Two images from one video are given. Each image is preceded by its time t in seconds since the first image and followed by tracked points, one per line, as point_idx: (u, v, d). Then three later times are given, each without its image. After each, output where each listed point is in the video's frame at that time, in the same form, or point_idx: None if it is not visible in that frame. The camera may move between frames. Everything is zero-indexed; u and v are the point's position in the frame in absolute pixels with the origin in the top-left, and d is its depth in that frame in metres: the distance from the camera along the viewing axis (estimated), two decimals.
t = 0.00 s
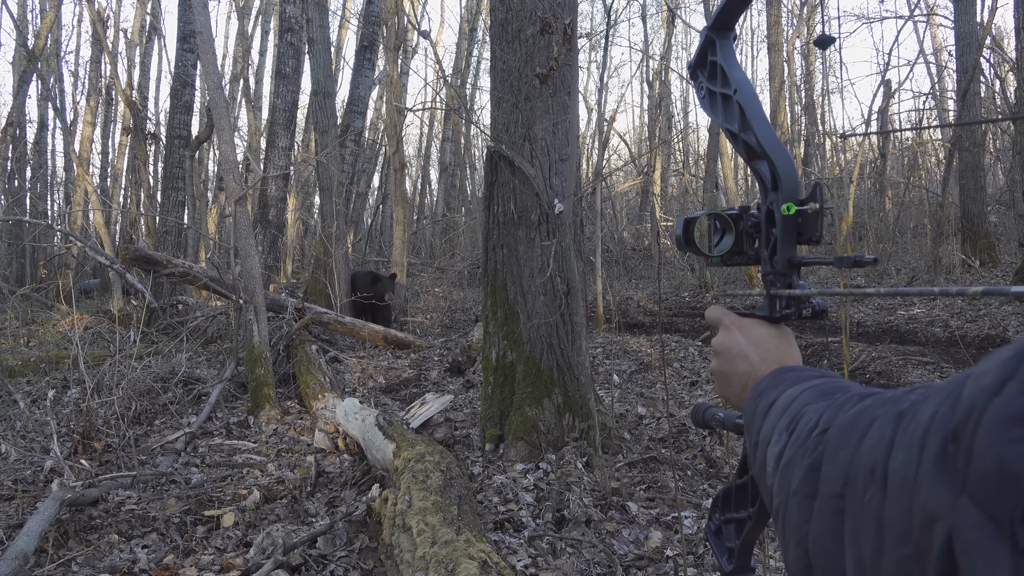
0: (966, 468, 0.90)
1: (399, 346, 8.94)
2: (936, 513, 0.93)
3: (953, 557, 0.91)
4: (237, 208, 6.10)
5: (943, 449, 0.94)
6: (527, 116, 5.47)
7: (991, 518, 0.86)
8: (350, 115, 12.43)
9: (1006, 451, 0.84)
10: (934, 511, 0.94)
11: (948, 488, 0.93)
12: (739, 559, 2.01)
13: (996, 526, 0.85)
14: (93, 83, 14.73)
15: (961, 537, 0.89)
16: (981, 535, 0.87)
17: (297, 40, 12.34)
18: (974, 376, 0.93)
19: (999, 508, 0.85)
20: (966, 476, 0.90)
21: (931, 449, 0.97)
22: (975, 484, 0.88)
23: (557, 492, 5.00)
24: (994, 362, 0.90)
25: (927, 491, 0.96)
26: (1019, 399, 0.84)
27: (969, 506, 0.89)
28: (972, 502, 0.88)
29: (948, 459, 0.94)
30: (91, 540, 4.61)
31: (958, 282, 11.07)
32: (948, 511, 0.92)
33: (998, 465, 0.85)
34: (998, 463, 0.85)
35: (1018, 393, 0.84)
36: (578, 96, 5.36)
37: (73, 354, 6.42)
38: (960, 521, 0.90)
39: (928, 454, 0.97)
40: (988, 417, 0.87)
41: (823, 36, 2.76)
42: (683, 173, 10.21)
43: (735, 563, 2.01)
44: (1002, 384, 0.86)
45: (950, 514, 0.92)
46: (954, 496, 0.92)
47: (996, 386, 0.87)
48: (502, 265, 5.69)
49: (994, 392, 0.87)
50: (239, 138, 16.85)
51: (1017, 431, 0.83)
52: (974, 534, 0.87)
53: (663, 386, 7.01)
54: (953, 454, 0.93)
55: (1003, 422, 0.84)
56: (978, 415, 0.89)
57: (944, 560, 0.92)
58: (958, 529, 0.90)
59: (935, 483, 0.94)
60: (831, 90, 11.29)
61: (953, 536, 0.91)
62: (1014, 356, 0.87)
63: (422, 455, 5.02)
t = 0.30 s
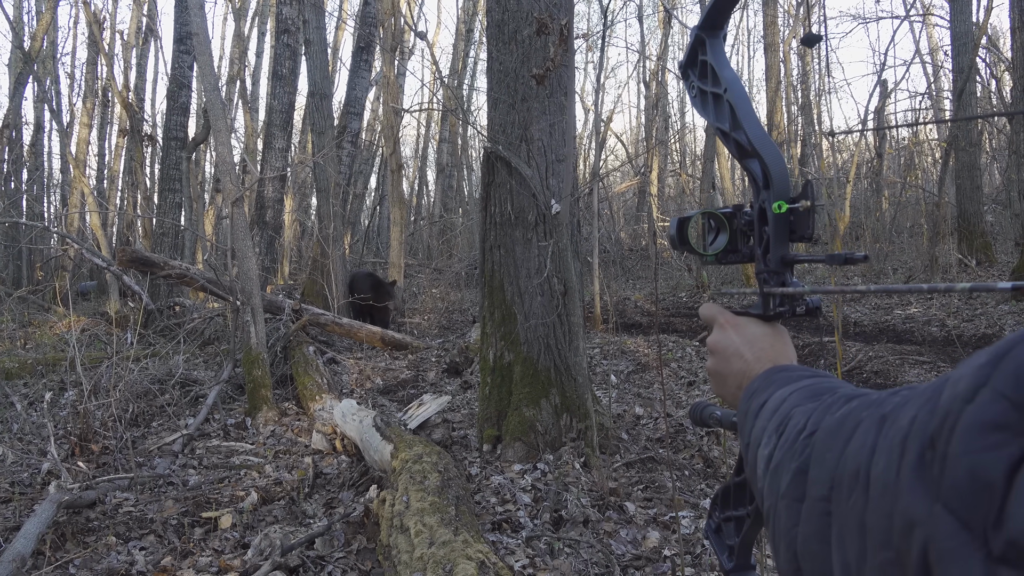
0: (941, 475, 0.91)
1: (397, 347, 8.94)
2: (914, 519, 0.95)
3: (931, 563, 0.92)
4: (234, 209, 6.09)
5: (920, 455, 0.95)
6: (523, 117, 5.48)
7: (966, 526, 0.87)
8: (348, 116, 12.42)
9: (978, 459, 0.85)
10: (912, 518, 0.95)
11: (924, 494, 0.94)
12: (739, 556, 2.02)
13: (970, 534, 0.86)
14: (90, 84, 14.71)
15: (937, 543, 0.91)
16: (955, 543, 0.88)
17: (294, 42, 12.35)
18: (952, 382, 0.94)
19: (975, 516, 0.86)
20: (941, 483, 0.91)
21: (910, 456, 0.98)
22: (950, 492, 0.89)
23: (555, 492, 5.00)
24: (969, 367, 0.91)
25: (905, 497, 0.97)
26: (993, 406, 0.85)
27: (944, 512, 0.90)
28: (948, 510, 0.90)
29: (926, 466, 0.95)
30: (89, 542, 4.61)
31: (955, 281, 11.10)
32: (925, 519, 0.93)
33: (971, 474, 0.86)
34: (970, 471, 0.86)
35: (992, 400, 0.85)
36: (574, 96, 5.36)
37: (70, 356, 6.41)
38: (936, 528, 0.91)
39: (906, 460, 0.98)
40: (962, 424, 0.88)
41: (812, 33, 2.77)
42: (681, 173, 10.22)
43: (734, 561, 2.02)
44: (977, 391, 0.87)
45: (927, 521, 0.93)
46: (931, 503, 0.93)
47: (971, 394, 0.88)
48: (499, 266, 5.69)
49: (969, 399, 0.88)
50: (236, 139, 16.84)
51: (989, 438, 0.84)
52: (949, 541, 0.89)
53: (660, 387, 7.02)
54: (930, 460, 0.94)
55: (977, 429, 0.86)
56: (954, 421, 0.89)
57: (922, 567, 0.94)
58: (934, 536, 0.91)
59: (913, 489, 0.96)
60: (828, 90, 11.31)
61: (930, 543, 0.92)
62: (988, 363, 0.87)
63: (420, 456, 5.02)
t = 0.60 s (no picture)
0: (933, 478, 0.92)
1: (394, 347, 8.93)
2: (906, 522, 0.95)
3: (922, 566, 0.93)
4: (230, 210, 6.07)
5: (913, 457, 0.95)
6: (520, 117, 5.48)
7: (957, 531, 0.88)
8: (345, 117, 12.41)
9: (970, 463, 0.85)
10: (904, 521, 0.96)
11: (917, 496, 0.95)
12: (733, 554, 2.03)
13: (961, 540, 0.87)
14: (86, 85, 14.69)
15: (927, 547, 0.91)
16: (946, 547, 0.89)
17: (291, 43, 12.32)
18: (944, 383, 0.94)
19: (966, 522, 0.87)
20: (933, 487, 0.92)
21: (902, 458, 0.98)
22: (942, 496, 0.90)
23: (552, 492, 5.00)
24: (962, 369, 0.91)
25: (897, 500, 0.97)
26: (985, 409, 0.85)
27: (936, 516, 0.91)
28: (940, 514, 0.90)
29: (918, 468, 0.95)
30: (85, 543, 4.61)
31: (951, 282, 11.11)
32: (918, 521, 0.94)
33: (962, 477, 0.86)
34: (961, 475, 0.86)
35: (983, 403, 0.85)
36: (571, 97, 5.39)
37: (66, 357, 6.40)
38: (927, 532, 0.92)
39: (898, 463, 0.98)
40: (955, 427, 0.88)
41: (810, 31, 2.76)
42: (677, 173, 10.23)
43: (729, 559, 2.02)
44: (968, 393, 0.88)
45: (919, 524, 0.94)
46: (923, 507, 0.93)
47: (963, 396, 0.88)
48: (496, 267, 5.70)
49: (961, 401, 0.88)
50: (233, 140, 16.80)
51: (981, 441, 0.85)
52: (939, 545, 0.89)
53: (657, 387, 7.02)
54: (922, 464, 0.95)
55: (968, 433, 0.86)
56: (946, 423, 0.90)
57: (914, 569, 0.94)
58: (926, 539, 0.92)
59: (905, 492, 0.96)
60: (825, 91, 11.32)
61: (921, 546, 0.93)
62: (980, 365, 0.87)
63: (417, 457, 5.02)
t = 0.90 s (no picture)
0: (942, 479, 0.93)
1: (391, 348, 8.92)
2: (914, 523, 0.96)
3: (932, 566, 0.94)
4: (227, 211, 6.06)
5: (921, 457, 0.97)
6: (517, 118, 5.48)
7: (967, 531, 0.89)
8: (341, 118, 12.38)
9: (979, 461, 0.87)
10: (911, 522, 0.97)
11: (926, 496, 0.96)
12: (736, 556, 2.03)
13: (973, 540, 0.89)
14: (82, 86, 14.65)
15: (937, 548, 0.93)
16: (956, 548, 0.90)
17: (288, 43, 12.30)
18: (951, 383, 0.95)
19: (976, 522, 0.88)
20: (941, 487, 0.93)
21: (909, 458, 0.99)
22: (950, 497, 0.91)
23: (550, 493, 5.00)
24: (969, 369, 0.93)
25: (905, 499, 0.99)
26: (994, 408, 0.87)
27: (945, 517, 0.92)
28: (948, 514, 0.92)
29: (926, 469, 0.96)
30: (81, 544, 4.60)
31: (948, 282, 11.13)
32: (926, 521, 0.95)
33: (971, 477, 0.88)
34: (971, 475, 0.88)
35: (993, 402, 0.87)
36: (568, 97, 5.40)
37: (62, 358, 6.38)
38: (937, 532, 0.93)
39: (906, 463, 0.99)
40: (964, 427, 0.89)
41: (810, 31, 2.77)
42: (675, 174, 10.23)
43: (732, 561, 2.03)
44: (977, 393, 0.90)
45: (928, 525, 0.95)
46: (932, 507, 0.95)
47: (972, 396, 0.90)
48: (493, 267, 5.70)
49: (969, 402, 0.90)
50: (229, 141, 16.78)
51: (991, 441, 0.86)
52: (950, 546, 0.91)
53: (655, 388, 7.02)
54: (929, 464, 0.96)
55: (978, 433, 0.88)
56: (955, 423, 0.91)
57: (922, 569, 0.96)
58: (934, 540, 0.93)
59: (912, 493, 0.97)
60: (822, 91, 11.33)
61: (930, 547, 0.94)
62: (988, 364, 0.89)
63: (414, 457, 5.02)
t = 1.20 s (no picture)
0: (951, 474, 0.94)
1: (387, 349, 8.90)
2: (921, 518, 0.97)
3: (939, 561, 0.95)
4: (222, 212, 6.04)
5: (929, 452, 0.97)
6: (513, 118, 5.48)
7: (977, 528, 0.90)
8: (337, 118, 12.38)
9: (991, 456, 0.88)
10: (918, 518, 0.97)
11: (933, 491, 0.96)
12: (734, 552, 2.03)
13: (983, 536, 0.89)
14: (77, 87, 14.61)
15: (946, 544, 0.93)
16: (965, 544, 0.90)
17: (283, 44, 12.27)
18: (958, 377, 0.96)
19: (987, 518, 0.89)
20: (950, 482, 0.94)
21: (915, 453, 1.00)
22: (960, 492, 0.92)
23: (546, 493, 5.00)
24: (977, 363, 0.94)
25: (911, 494, 0.99)
26: (1004, 402, 0.88)
27: (954, 513, 0.93)
28: (957, 510, 0.92)
29: (933, 464, 0.97)
30: (77, 546, 4.59)
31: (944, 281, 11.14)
32: (934, 517, 0.95)
33: (982, 471, 0.89)
34: (982, 468, 0.88)
35: (1003, 396, 0.88)
36: (564, 97, 5.38)
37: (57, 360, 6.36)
38: (944, 528, 0.93)
39: (913, 458, 1.00)
40: (975, 421, 0.90)
41: (808, 25, 2.77)
42: (671, 173, 10.23)
43: (729, 557, 2.03)
44: (986, 387, 0.91)
45: (936, 521, 0.95)
46: (941, 504, 0.95)
47: (982, 391, 0.91)
48: (489, 267, 5.69)
49: (979, 396, 0.91)
50: (225, 142, 16.74)
51: (1001, 436, 0.87)
52: (960, 543, 0.91)
53: (651, 387, 7.02)
54: (937, 459, 0.97)
55: (987, 427, 0.89)
56: (964, 417, 0.92)
57: (928, 566, 0.96)
58: (943, 535, 0.93)
59: (919, 489, 0.98)
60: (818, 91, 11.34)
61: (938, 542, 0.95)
62: (998, 359, 0.90)
63: (411, 458, 5.01)
